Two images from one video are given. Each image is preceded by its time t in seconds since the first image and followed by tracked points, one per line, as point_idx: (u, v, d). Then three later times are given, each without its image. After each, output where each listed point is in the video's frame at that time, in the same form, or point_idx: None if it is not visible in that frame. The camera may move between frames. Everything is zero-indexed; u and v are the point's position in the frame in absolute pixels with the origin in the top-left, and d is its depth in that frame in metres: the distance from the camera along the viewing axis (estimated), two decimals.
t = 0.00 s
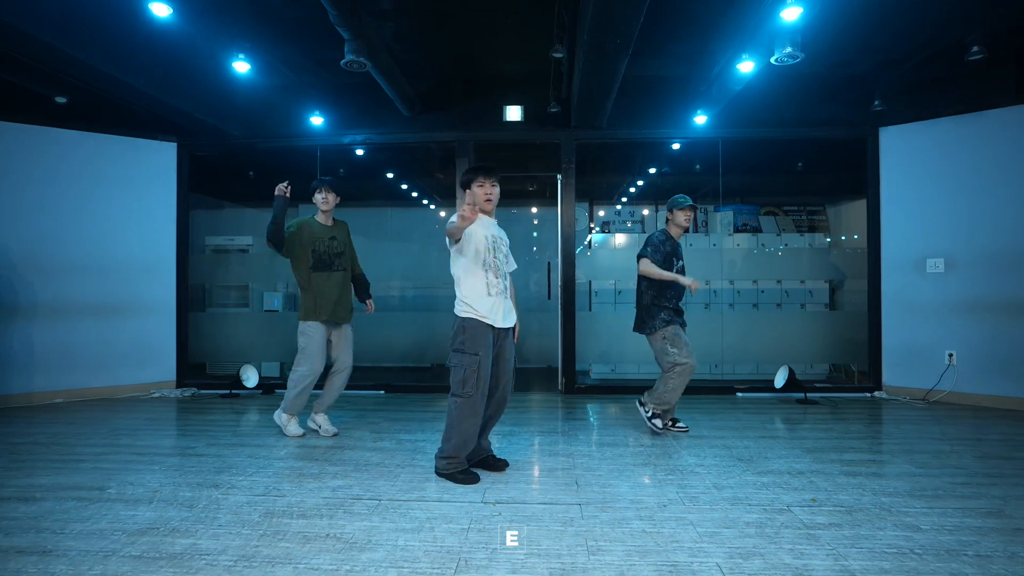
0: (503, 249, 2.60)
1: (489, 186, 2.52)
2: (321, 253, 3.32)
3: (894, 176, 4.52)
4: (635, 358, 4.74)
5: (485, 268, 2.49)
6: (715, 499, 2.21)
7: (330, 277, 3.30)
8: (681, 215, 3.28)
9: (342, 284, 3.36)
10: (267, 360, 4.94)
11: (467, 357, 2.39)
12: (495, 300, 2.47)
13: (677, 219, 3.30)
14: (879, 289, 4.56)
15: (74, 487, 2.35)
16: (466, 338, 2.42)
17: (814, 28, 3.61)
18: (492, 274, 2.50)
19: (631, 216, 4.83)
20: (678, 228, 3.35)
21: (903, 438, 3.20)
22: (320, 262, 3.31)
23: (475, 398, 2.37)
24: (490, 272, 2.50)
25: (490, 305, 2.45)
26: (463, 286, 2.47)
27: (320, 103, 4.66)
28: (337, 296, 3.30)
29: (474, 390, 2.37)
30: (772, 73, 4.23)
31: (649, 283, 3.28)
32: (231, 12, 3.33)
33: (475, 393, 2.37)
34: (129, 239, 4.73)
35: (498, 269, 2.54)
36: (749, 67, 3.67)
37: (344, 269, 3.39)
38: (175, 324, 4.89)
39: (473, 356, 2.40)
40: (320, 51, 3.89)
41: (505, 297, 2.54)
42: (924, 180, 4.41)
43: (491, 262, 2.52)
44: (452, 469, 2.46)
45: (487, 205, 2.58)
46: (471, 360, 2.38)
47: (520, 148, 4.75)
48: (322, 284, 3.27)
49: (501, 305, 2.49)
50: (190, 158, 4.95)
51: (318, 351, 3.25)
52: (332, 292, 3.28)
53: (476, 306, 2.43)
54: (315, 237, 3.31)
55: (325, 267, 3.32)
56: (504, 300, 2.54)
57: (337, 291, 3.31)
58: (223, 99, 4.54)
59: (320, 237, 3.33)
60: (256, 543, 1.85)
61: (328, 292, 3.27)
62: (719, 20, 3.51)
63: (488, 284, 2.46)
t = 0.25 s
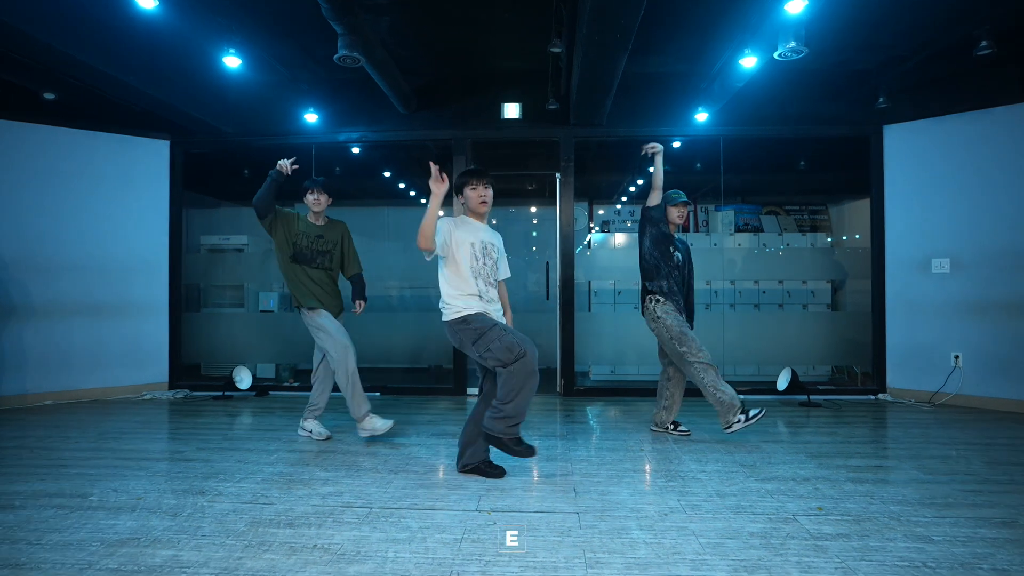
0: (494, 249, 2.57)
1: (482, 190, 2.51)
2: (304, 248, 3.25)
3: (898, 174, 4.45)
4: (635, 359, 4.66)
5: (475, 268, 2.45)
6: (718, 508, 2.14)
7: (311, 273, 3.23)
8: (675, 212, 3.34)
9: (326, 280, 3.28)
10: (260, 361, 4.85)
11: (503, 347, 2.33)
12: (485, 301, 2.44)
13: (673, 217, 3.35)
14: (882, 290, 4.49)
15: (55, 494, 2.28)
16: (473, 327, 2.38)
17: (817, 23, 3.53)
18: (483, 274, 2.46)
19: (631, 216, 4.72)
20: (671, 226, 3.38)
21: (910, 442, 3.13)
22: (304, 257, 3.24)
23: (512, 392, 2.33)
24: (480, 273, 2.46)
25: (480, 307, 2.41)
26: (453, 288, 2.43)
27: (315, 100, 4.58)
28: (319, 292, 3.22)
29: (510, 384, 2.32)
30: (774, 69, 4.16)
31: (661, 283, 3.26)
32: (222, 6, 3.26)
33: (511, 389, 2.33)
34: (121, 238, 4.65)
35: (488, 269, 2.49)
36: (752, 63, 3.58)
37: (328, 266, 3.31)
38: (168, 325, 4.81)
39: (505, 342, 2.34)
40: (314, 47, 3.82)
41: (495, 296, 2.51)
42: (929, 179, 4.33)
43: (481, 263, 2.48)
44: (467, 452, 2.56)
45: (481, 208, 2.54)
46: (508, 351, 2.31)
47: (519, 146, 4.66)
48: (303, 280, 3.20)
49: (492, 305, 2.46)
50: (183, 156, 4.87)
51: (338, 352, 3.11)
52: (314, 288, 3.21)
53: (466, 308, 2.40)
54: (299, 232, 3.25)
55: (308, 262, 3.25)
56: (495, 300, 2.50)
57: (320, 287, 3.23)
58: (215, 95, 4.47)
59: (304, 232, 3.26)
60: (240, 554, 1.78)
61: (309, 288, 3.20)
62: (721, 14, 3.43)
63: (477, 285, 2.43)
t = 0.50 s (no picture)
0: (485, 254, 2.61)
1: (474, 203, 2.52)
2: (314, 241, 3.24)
3: (898, 175, 4.45)
4: (635, 360, 4.66)
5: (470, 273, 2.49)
6: (716, 510, 2.14)
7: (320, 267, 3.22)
8: (657, 222, 3.26)
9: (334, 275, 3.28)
10: (260, 362, 4.85)
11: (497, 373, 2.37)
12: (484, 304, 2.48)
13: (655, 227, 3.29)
14: (882, 291, 4.48)
15: (52, 495, 2.27)
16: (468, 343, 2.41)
17: (816, 24, 3.53)
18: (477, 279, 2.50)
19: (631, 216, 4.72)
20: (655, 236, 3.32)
21: (909, 443, 3.13)
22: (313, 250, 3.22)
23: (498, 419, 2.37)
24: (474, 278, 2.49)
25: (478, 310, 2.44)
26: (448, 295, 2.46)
27: (314, 100, 4.58)
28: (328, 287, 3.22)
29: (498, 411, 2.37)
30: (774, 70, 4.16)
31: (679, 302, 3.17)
32: (221, 7, 3.25)
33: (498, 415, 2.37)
34: (119, 238, 4.65)
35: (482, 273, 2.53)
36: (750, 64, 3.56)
37: (337, 260, 3.30)
38: (166, 325, 4.81)
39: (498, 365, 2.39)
40: (313, 47, 3.81)
41: (492, 298, 2.55)
42: (928, 180, 4.33)
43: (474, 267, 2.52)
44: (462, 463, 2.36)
45: (470, 219, 2.57)
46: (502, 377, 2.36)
47: (518, 147, 4.66)
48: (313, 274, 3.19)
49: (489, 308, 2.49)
50: (182, 156, 4.87)
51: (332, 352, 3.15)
52: (323, 282, 3.20)
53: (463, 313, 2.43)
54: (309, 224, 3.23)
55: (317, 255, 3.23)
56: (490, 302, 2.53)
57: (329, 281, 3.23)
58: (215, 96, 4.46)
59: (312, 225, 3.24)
60: (237, 556, 1.77)
61: (319, 282, 3.19)
62: (720, 15, 3.43)
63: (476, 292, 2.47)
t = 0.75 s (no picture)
0: (494, 271, 2.59)
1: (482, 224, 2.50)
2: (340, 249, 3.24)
3: (893, 176, 4.52)
4: (634, 359, 4.72)
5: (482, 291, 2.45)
6: (714, 502, 2.20)
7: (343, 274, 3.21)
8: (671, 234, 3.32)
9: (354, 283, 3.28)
10: (263, 361, 4.91)
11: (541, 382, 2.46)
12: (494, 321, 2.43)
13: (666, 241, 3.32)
14: (878, 290, 4.55)
15: (67, 489, 2.33)
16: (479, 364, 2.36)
17: (813, 28, 3.60)
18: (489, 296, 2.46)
19: (631, 217, 4.79)
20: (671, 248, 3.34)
21: (903, 439, 3.19)
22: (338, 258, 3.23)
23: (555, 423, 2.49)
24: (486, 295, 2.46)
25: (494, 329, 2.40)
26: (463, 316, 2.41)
27: (319, 103, 4.64)
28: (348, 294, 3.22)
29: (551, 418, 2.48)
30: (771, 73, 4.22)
31: (686, 328, 3.24)
32: (229, 12, 3.32)
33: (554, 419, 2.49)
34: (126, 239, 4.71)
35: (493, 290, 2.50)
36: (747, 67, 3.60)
37: (359, 269, 3.31)
38: (172, 325, 4.87)
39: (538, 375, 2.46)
40: (319, 51, 3.88)
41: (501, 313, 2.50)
42: (923, 181, 4.40)
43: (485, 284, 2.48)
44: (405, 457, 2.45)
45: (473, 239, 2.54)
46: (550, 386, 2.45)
47: (519, 149, 4.73)
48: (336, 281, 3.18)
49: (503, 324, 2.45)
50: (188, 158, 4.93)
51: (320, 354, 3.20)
52: (343, 289, 3.21)
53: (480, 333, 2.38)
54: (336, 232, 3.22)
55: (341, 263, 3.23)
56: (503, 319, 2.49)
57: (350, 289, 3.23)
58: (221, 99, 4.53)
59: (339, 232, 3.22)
60: (251, 545, 1.84)
61: (340, 290, 3.19)
62: (719, 20, 3.50)
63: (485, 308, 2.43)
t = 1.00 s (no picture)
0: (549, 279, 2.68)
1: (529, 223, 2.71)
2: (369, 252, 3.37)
3: (887, 179, 4.63)
4: (635, 359, 4.82)
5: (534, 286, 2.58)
6: (711, 492, 2.31)
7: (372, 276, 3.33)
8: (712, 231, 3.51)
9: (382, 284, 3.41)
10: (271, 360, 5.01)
11: (571, 383, 2.59)
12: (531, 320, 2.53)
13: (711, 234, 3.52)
14: (872, 291, 4.66)
15: (93, 480, 2.44)
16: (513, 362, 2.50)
17: (808, 38, 3.72)
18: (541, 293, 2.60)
19: (630, 219, 4.92)
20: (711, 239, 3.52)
21: (894, 435, 3.30)
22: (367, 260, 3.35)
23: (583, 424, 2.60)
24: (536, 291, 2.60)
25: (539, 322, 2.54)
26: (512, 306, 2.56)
27: (327, 108, 4.76)
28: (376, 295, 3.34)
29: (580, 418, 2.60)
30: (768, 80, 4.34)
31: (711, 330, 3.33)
32: (243, 22, 3.44)
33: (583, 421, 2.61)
34: (138, 241, 4.82)
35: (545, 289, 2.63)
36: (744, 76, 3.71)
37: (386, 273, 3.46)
38: (182, 325, 4.98)
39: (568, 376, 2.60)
40: (328, 59, 4.00)
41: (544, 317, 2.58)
42: (916, 185, 4.51)
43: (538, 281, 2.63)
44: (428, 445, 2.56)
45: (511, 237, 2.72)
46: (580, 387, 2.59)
47: (521, 152, 4.84)
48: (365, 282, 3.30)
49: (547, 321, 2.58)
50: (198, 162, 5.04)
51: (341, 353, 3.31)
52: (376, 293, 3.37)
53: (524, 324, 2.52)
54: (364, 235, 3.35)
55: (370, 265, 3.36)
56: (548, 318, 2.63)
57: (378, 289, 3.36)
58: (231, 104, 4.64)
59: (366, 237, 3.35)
60: (274, 531, 1.95)
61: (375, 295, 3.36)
62: (717, 29, 3.61)
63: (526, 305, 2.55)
